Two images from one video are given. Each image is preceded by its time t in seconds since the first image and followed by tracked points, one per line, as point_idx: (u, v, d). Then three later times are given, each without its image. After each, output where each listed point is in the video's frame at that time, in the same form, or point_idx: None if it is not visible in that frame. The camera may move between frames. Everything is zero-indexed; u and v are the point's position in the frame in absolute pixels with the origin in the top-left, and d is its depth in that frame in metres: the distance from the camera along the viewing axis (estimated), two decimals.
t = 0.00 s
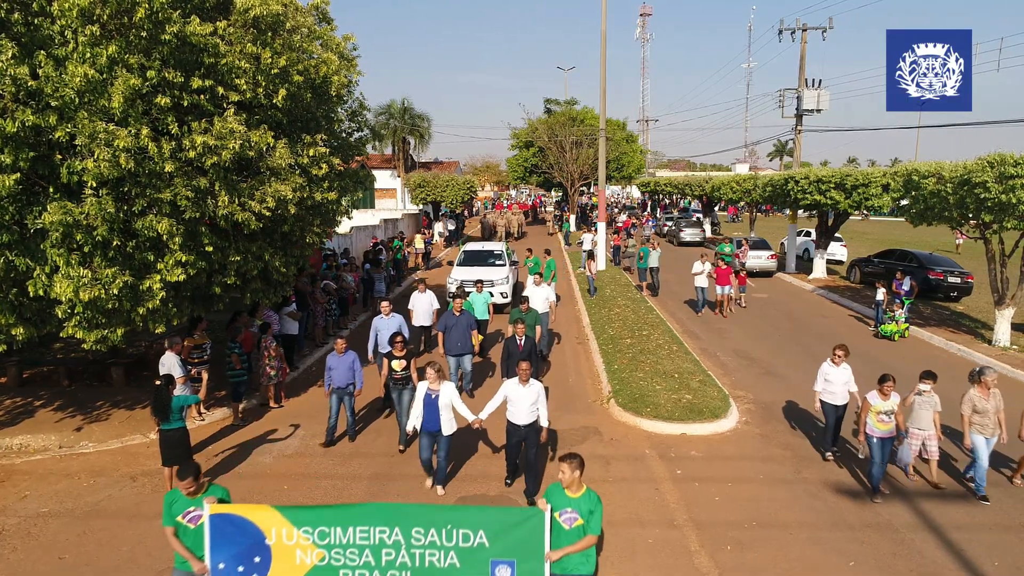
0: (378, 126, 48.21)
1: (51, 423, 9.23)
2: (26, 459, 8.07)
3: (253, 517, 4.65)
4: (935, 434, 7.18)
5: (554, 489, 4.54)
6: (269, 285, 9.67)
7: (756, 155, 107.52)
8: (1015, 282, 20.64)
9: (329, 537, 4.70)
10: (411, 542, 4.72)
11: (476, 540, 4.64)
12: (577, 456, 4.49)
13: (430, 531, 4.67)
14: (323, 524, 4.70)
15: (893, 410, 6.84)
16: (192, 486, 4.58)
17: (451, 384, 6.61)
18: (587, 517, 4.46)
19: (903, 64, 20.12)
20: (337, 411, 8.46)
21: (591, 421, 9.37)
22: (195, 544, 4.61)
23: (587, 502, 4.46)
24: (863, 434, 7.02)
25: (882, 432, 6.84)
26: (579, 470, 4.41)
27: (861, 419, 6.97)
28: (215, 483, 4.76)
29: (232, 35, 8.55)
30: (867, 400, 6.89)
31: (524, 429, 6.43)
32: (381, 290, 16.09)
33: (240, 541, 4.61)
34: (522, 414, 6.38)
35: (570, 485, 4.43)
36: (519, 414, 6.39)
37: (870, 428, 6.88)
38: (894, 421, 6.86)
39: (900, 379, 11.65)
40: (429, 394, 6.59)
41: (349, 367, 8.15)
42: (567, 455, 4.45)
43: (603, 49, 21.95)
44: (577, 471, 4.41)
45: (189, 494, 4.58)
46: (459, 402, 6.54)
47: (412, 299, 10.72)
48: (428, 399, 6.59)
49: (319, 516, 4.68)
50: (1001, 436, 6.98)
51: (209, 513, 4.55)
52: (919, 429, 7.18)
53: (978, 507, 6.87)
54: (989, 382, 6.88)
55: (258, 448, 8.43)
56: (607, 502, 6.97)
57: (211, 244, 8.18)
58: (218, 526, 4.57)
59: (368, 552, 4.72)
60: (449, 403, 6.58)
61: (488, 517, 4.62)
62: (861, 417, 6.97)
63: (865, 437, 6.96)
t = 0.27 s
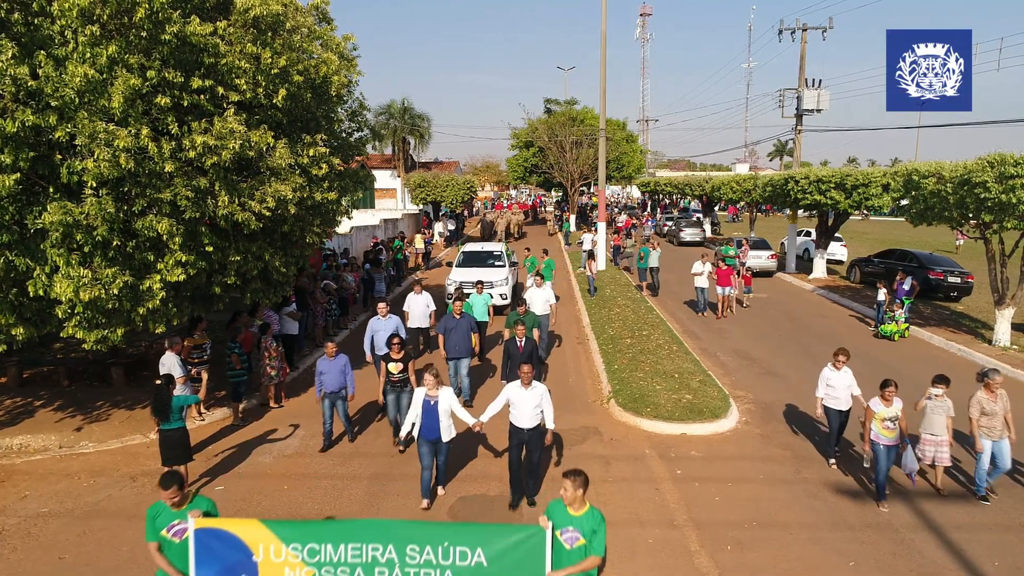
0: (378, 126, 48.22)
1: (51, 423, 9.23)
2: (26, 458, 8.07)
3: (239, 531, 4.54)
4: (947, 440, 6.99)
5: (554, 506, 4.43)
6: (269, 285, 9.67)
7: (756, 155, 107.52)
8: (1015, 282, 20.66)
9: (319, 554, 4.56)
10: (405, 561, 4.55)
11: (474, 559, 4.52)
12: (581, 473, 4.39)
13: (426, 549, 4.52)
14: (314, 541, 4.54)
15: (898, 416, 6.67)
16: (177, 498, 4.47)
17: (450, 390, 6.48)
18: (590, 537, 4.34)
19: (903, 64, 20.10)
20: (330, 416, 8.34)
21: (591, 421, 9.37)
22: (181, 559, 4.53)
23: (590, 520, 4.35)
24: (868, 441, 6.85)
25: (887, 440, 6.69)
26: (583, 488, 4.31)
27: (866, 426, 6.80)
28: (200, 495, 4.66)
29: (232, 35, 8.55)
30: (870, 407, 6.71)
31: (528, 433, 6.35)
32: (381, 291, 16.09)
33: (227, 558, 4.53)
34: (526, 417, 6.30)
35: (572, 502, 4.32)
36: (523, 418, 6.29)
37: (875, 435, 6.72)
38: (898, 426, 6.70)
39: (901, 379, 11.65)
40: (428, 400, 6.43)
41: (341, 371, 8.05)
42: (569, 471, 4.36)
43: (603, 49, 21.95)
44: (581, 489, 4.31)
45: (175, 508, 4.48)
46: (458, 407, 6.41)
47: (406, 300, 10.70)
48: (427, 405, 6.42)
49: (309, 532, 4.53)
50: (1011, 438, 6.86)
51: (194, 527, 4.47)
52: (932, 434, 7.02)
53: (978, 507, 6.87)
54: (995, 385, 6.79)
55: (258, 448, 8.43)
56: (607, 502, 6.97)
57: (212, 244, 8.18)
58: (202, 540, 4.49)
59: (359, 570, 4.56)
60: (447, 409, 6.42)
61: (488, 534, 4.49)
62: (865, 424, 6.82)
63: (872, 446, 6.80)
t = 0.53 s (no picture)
0: (378, 126, 48.23)
1: (51, 423, 9.22)
2: (26, 459, 8.07)
3: (221, 549, 4.24)
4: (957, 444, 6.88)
5: (558, 521, 4.24)
6: (269, 285, 9.67)
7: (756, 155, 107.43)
8: (1015, 282, 20.66)
9: None
10: None
11: None
12: (585, 487, 4.22)
13: (420, 571, 4.17)
14: (303, 561, 4.26)
15: (901, 418, 6.65)
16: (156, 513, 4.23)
17: (446, 397, 6.39)
18: (593, 556, 4.14)
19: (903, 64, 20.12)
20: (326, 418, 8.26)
21: (591, 421, 9.37)
22: None
23: (593, 539, 4.15)
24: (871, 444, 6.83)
25: (892, 442, 6.69)
26: (586, 503, 4.15)
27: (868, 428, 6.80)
28: (175, 515, 4.42)
29: (232, 34, 8.55)
30: (873, 409, 6.69)
31: (528, 442, 6.26)
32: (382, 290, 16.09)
33: None
34: (526, 426, 6.22)
35: (574, 517, 4.15)
36: (522, 427, 6.22)
37: (879, 437, 6.72)
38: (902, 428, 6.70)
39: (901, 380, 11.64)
40: (423, 406, 6.30)
41: (335, 374, 7.95)
42: (573, 484, 4.20)
43: (603, 49, 21.98)
44: (583, 504, 4.15)
45: (147, 527, 4.23)
46: (454, 413, 6.34)
47: (404, 301, 10.65)
48: (422, 411, 6.30)
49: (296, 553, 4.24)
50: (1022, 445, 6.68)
51: (174, 547, 4.22)
52: (942, 438, 6.88)
53: (978, 507, 6.86)
54: (1005, 391, 6.60)
55: (257, 448, 8.43)
56: (606, 502, 6.97)
57: (211, 244, 8.17)
58: (182, 560, 4.21)
59: None
60: (444, 414, 6.36)
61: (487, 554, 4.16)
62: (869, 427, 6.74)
63: (876, 448, 6.78)
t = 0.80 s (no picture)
0: (378, 126, 48.22)
1: (51, 423, 9.21)
2: (25, 458, 8.06)
3: (190, 564, 3.88)
4: (967, 452, 6.71)
5: (554, 541, 3.97)
6: (269, 285, 9.67)
7: (756, 155, 107.44)
8: (1015, 282, 20.66)
9: None
10: None
11: None
12: (583, 504, 3.93)
13: None
14: None
15: (908, 424, 6.40)
16: (127, 526, 3.98)
17: (444, 401, 6.24)
18: None
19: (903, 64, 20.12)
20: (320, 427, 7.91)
21: (591, 421, 9.37)
22: None
23: (592, 559, 3.87)
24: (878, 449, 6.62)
25: (897, 449, 6.43)
26: (584, 522, 3.86)
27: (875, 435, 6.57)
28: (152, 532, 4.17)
29: (232, 34, 8.55)
30: (880, 415, 6.48)
31: (524, 447, 6.13)
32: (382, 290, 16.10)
33: None
34: (522, 430, 6.08)
35: (571, 536, 3.87)
36: (518, 431, 6.08)
37: (884, 444, 6.47)
38: (909, 436, 6.43)
39: (902, 380, 11.64)
40: (421, 411, 6.15)
41: (332, 380, 7.64)
42: (569, 502, 3.91)
43: (603, 49, 22.00)
44: (581, 522, 3.86)
45: (119, 543, 3.99)
46: (452, 419, 6.19)
47: (404, 303, 10.64)
48: (421, 417, 6.15)
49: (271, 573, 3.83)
50: None
51: (144, 564, 3.93)
52: (952, 446, 6.73)
53: (978, 507, 6.86)
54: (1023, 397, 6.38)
55: (257, 448, 8.43)
56: (606, 502, 6.96)
57: (211, 244, 8.17)
58: None
59: None
60: (443, 421, 6.20)
61: None
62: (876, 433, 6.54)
63: (881, 455, 6.54)
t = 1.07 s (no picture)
0: (378, 126, 48.19)
1: (51, 423, 9.20)
2: (25, 458, 8.06)
3: None
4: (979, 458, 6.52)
5: (548, 561, 3.90)
6: (269, 285, 9.67)
7: (756, 155, 107.47)
8: (1015, 281, 20.67)
9: None
10: None
11: None
12: (575, 523, 3.84)
13: None
14: None
15: (920, 430, 6.32)
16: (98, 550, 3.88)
17: (444, 410, 6.01)
18: None
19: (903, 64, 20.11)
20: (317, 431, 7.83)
21: (591, 421, 9.37)
22: None
23: None
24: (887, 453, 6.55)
25: (908, 455, 6.37)
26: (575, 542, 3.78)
27: (885, 439, 6.50)
28: (129, 550, 3.99)
29: (232, 34, 8.54)
30: (892, 419, 6.40)
31: (522, 454, 5.92)
32: (382, 290, 16.09)
33: None
34: (520, 436, 5.90)
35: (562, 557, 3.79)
36: (516, 437, 5.90)
37: (895, 449, 6.42)
38: (921, 442, 6.36)
39: (902, 380, 11.63)
40: (420, 419, 5.92)
41: (330, 383, 7.57)
42: (561, 520, 3.84)
43: (603, 49, 22.01)
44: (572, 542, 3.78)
45: (97, 564, 3.81)
46: (453, 428, 5.97)
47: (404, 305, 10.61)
48: (419, 425, 5.92)
49: None
50: None
51: None
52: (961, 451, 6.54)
53: (979, 507, 6.85)
54: None
55: (257, 448, 8.43)
56: (606, 501, 6.96)
57: (211, 243, 8.17)
58: None
59: None
60: (443, 430, 5.96)
61: None
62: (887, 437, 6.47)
63: (892, 460, 6.51)
